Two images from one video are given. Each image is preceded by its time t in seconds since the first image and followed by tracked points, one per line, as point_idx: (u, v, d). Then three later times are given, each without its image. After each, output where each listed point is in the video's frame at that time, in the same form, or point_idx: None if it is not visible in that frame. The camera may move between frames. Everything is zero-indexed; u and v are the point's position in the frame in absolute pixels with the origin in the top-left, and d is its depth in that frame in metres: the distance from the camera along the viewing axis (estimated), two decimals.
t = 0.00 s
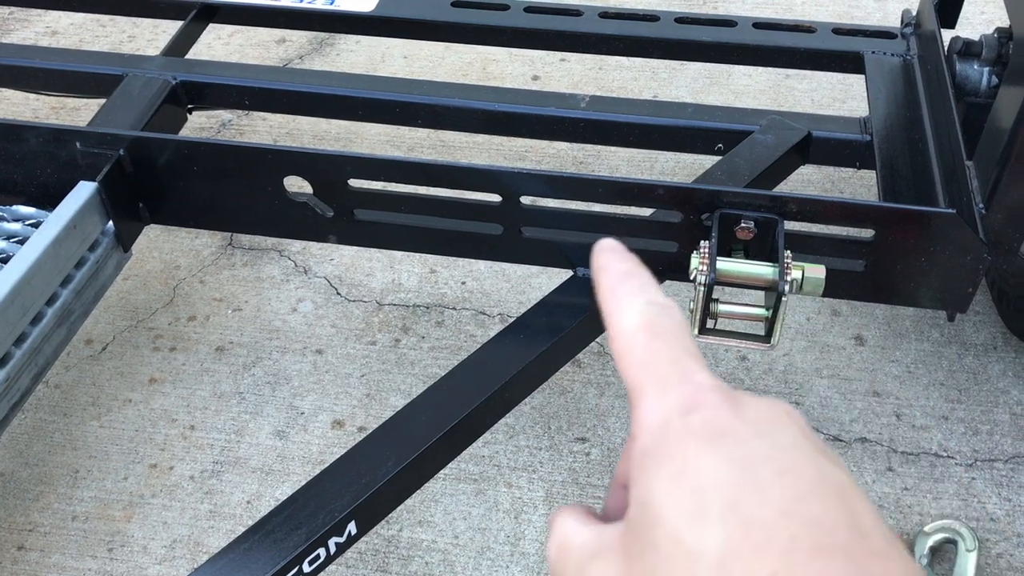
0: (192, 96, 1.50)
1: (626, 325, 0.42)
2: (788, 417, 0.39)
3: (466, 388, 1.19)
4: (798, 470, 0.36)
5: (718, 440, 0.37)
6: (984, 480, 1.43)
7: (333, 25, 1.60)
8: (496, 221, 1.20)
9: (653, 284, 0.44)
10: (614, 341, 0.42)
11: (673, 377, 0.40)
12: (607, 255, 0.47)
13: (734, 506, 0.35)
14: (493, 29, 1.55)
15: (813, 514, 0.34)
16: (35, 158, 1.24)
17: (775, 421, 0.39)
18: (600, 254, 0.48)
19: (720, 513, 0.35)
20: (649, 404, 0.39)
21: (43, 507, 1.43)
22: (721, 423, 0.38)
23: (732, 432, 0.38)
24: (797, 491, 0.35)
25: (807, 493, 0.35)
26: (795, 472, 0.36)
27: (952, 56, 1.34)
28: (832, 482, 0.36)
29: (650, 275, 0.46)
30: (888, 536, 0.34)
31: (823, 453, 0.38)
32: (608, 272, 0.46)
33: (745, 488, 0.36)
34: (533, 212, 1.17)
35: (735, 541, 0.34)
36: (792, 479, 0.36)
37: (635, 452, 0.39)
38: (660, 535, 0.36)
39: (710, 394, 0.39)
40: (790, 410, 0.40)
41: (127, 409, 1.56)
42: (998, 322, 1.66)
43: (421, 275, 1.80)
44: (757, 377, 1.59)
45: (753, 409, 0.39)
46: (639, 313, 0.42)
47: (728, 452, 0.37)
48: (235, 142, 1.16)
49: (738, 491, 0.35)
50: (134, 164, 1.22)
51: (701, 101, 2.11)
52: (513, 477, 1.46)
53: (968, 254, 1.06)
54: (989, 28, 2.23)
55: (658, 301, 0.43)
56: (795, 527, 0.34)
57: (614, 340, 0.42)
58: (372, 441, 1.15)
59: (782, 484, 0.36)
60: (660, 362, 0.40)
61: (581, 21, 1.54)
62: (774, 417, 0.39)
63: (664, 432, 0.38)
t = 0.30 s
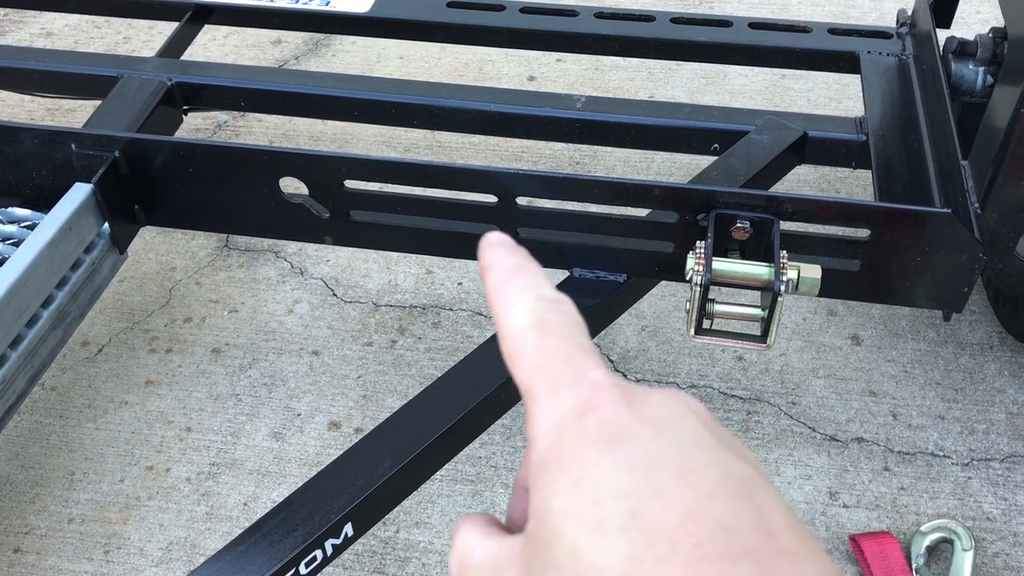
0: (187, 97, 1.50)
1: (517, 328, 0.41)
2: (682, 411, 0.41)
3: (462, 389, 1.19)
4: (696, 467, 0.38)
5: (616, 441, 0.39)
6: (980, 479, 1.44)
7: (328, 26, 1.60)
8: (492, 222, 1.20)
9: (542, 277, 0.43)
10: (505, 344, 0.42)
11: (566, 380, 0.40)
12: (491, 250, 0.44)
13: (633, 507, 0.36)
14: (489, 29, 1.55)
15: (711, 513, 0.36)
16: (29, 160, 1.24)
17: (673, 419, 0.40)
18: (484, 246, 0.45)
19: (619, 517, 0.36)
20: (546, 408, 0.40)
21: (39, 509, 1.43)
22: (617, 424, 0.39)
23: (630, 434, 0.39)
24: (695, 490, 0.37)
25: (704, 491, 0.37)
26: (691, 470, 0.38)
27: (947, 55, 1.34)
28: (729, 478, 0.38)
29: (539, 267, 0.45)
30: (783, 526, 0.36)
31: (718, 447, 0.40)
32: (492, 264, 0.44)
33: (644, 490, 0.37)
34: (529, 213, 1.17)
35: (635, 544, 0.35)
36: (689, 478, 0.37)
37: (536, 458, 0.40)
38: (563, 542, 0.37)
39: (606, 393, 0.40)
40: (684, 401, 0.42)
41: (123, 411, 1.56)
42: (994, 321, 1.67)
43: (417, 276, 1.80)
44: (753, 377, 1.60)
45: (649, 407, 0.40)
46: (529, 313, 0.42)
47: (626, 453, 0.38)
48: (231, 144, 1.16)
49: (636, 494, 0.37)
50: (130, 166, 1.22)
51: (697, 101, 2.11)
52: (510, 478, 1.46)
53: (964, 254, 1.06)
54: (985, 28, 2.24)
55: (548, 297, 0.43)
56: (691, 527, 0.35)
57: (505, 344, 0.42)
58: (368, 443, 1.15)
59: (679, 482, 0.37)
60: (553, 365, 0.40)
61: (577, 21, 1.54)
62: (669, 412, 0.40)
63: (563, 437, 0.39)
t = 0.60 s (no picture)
0: (184, 99, 1.50)
1: (440, 326, 0.40)
2: (611, 409, 0.40)
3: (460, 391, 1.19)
4: (625, 466, 0.37)
5: (542, 440, 0.38)
6: (977, 479, 1.44)
7: (325, 28, 1.60)
8: (489, 223, 1.20)
9: (464, 277, 0.42)
10: (428, 345, 0.40)
11: (491, 380, 0.39)
12: (418, 256, 0.43)
13: (561, 509, 0.35)
14: (486, 31, 1.55)
15: (640, 509, 0.35)
16: (26, 162, 1.24)
17: (600, 417, 0.39)
18: (410, 253, 0.44)
19: (546, 519, 0.35)
20: (470, 409, 0.39)
21: (37, 512, 1.43)
22: (544, 423, 0.38)
23: (557, 433, 0.38)
24: (625, 489, 0.36)
25: (634, 488, 0.36)
26: (618, 468, 0.37)
27: (943, 56, 1.34)
28: (661, 474, 0.37)
29: (463, 267, 0.43)
30: (715, 520, 0.36)
31: (648, 443, 0.39)
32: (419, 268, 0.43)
33: (572, 490, 0.36)
34: (526, 214, 1.17)
35: (564, 544, 0.34)
36: (619, 476, 0.36)
37: (460, 461, 0.39)
38: (491, 548, 0.36)
39: (532, 392, 0.39)
40: (614, 398, 0.41)
41: (121, 413, 1.56)
42: (991, 321, 1.67)
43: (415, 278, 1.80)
44: (751, 378, 1.60)
45: (577, 405, 0.39)
46: (450, 312, 0.40)
47: (552, 453, 0.37)
48: (228, 146, 1.16)
49: (563, 495, 0.36)
50: (127, 168, 1.22)
51: (694, 102, 2.12)
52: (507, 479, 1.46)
53: (960, 254, 1.06)
54: (980, 28, 2.24)
55: (472, 296, 0.41)
56: (620, 524, 0.34)
57: (428, 346, 0.40)
58: (366, 445, 1.15)
59: (607, 481, 0.36)
60: (477, 365, 0.39)
61: (574, 22, 1.54)
62: (596, 411, 0.40)
63: (487, 439, 0.38)
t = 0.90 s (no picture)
0: (181, 101, 1.50)
1: (512, 293, 0.40)
2: (674, 368, 0.40)
3: (458, 391, 1.19)
4: (689, 426, 0.37)
5: (609, 400, 0.37)
6: (972, 478, 1.45)
7: (321, 30, 1.61)
8: (486, 224, 1.20)
9: (536, 254, 0.43)
10: (499, 309, 0.40)
11: (560, 341, 0.38)
12: (493, 236, 0.44)
13: (631, 463, 0.35)
14: (483, 32, 1.56)
15: (707, 468, 0.35)
16: (24, 164, 1.24)
17: (666, 376, 0.39)
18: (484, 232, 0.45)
19: (614, 477, 0.35)
20: (536, 369, 0.38)
21: (36, 514, 1.43)
22: (612, 383, 0.38)
23: (624, 391, 0.37)
24: (693, 445, 0.36)
25: (702, 447, 0.36)
26: (684, 427, 0.36)
27: (938, 57, 1.35)
28: (727, 433, 0.37)
29: (533, 243, 0.44)
30: (782, 480, 0.36)
31: (712, 402, 0.38)
32: (491, 242, 0.44)
33: (641, 447, 0.35)
34: (523, 215, 1.17)
35: (635, 498, 0.34)
36: (685, 434, 0.36)
37: (524, 419, 0.38)
38: (557, 503, 0.35)
39: (599, 354, 0.38)
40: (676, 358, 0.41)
41: (119, 415, 1.56)
42: (986, 321, 1.68)
43: (412, 279, 1.80)
44: (747, 377, 1.60)
45: (643, 366, 0.39)
46: (525, 282, 0.40)
47: (619, 412, 0.36)
48: (226, 148, 1.16)
49: (633, 450, 0.35)
50: (125, 170, 1.22)
51: (690, 103, 2.12)
52: (505, 479, 1.47)
53: (955, 254, 1.07)
54: (975, 28, 2.25)
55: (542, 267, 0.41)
56: (691, 483, 0.34)
57: (498, 310, 0.40)
58: (364, 446, 1.15)
59: (675, 441, 0.36)
60: (547, 328, 0.38)
61: (570, 23, 1.55)
62: (661, 370, 0.39)
63: (554, 397, 0.37)
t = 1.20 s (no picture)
0: (178, 102, 1.49)
1: (796, 265, 0.54)
2: (943, 339, 0.48)
3: (457, 391, 1.19)
4: (956, 380, 0.45)
5: (879, 348, 0.47)
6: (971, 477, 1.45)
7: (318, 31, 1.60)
8: (484, 224, 1.20)
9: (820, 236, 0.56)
10: (784, 274, 0.54)
11: (837, 300, 0.50)
12: (779, 215, 0.60)
13: (896, 399, 0.44)
14: (479, 32, 1.55)
15: (970, 414, 0.43)
16: (20, 165, 1.23)
17: (931, 340, 0.48)
18: (772, 217, 0.60)
19: (884, 405, 0.44)
20: (815, 319, 0.50)
21: (32, 516, 1.43)
22: (882, 339, 0.47)
23: (894, 346, 0.47)
24: (956, 394, 0.44)
25: (967, 398, 0.44)
26: (951, 378, 0.45)
27: (936, 56, 1.35)
28: (988, 392, 0.45)
29: (816, 229, 0.58)
30: None
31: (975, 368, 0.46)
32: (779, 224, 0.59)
33: (907, 388, 0.44)
34: (521, 215, 1.17)
35: (899, 426, 0.43)
36: (951, 386, 0.44)
37: (800, 357, 0.49)
38: (827, 426, 0.45)
39: (873, 314, 0.49)
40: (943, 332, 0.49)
41: (116, 416, 1.56)
42: (984, 320, 1.68)
43: (410, 279, 1.80)
44: (746, 377, 1.60)
45: (917, 331, 0.48)
46: (807, 254, 0.54)
47: (890, 360, 0.46)
48: (223, 149, 1.16)
49: (899, 389, 0.44)
50: (121, 170, 1.22)
51: (686, 102, 2.12)
52: (503, 480, 1.46)
53: (953, 254, 1.07)
54: (972, 28, 2.25)
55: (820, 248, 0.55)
56: (954, 421, 0.42)
57: (779, 271, 0.54)
58: (362, 446, 1.15)
59: (941, 387, 0.44)
60: (825, 290, 0.51)
61: (567, 23, 1.55)
62: (929, 336, 0.48)
63: (829, 342, 0.48)
